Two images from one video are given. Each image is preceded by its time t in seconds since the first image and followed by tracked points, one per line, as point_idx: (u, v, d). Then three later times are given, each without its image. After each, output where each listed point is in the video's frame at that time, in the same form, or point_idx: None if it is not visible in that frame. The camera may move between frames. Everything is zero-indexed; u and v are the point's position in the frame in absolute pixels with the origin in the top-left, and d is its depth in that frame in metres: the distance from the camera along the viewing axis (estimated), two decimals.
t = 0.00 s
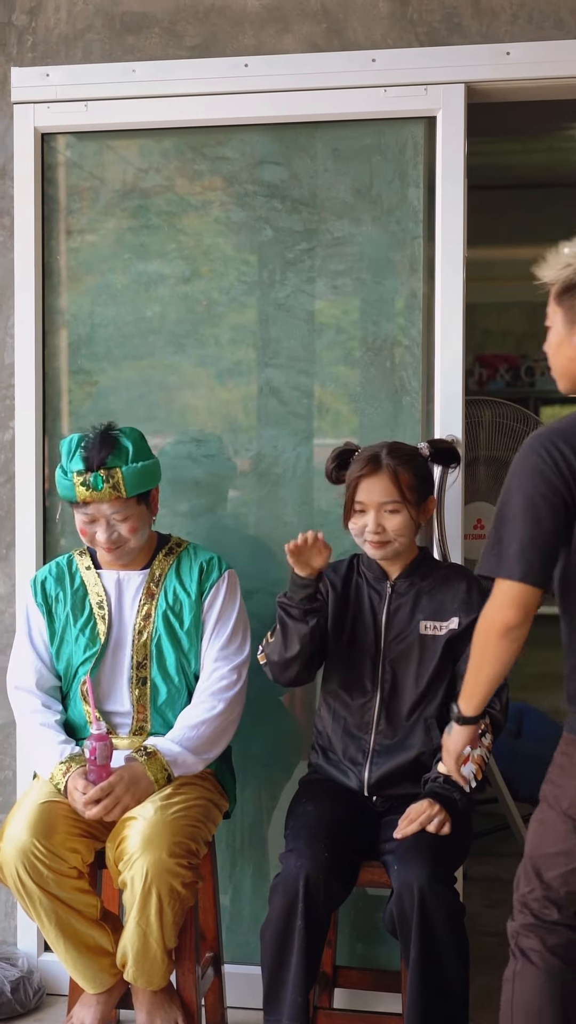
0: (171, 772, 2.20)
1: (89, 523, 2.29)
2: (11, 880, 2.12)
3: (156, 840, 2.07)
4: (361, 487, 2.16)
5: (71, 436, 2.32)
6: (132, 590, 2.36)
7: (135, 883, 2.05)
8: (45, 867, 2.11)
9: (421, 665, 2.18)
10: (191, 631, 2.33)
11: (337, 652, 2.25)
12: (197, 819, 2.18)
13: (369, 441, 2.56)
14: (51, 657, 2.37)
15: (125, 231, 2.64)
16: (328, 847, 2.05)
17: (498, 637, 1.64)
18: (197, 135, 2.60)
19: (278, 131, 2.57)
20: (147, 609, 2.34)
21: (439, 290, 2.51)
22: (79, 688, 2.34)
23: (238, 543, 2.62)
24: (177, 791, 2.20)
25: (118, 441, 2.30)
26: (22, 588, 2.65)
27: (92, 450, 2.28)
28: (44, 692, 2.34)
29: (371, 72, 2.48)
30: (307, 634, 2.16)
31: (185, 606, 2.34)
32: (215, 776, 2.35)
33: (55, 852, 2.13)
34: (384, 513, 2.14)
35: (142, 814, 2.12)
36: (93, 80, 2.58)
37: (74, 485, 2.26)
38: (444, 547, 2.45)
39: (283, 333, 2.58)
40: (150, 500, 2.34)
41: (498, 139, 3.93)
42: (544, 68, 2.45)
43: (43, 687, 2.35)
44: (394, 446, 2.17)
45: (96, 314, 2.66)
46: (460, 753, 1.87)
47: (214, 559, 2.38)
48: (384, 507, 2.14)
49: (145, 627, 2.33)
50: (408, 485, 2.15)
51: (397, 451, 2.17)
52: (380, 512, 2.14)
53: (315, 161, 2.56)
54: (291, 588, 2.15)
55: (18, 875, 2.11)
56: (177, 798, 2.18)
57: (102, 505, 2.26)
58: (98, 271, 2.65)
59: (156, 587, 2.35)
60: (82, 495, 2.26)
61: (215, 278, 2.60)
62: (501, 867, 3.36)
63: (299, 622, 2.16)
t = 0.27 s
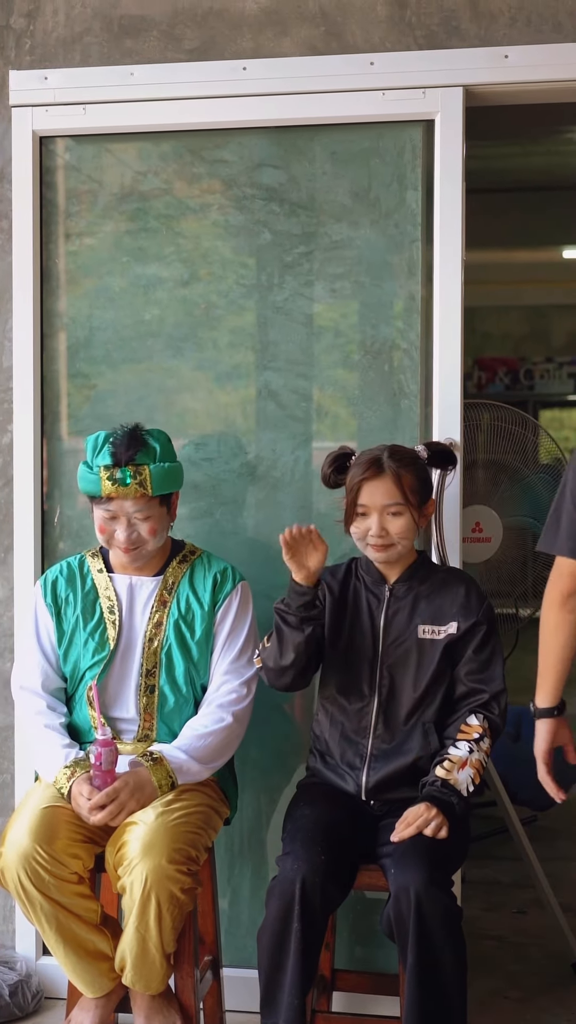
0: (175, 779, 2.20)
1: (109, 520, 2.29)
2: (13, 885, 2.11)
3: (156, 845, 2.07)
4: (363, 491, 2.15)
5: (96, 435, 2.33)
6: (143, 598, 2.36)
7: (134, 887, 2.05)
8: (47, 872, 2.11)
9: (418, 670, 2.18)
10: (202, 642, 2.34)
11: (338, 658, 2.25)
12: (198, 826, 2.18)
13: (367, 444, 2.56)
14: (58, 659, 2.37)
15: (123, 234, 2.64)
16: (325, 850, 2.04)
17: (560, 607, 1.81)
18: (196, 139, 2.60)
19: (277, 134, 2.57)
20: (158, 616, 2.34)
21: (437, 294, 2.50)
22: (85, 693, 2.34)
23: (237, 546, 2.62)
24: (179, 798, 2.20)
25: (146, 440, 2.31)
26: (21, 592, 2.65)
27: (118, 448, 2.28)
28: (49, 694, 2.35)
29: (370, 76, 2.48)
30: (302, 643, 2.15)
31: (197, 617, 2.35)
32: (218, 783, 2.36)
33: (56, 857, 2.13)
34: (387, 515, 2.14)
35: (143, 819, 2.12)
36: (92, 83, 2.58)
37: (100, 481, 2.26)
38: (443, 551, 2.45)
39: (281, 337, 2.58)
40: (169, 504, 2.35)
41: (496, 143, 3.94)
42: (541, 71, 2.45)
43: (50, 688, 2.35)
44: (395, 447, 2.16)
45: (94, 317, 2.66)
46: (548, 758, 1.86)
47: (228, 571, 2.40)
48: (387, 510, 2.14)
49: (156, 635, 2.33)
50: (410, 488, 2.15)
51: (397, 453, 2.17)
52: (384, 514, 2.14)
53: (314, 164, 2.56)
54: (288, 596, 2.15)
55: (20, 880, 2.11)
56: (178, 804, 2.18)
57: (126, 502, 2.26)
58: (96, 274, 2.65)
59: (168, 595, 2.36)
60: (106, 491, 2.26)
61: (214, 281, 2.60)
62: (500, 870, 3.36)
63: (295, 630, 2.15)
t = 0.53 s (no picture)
0: (179, 783, 2.20)
1: (120, 512, 2.28)
2: (14, 887, 2.12)
3: (160, 848, 2.08)
4: (364, 494, 2.16)
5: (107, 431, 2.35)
6: (148, 601, 2.37)
7: (137, 890, 2.05)
8: (49, 874, 2.12)
9: (418, 673, 2.19)
10: (206, 646, 2.35)
11: (339, 661, 2.26)
12: (200, 829, 2.18)
13: (367, 448, 2.56)
14: (61, 661, 2.38)
15: (123, 238, 2.64)
16: (326, 853, 2.05)
17: None
18: (195, 143, 2.60)
19: (276, 139, 2.57)
20: (163, 620, 2.35)
21: (436, 297, 2.51)
22: (89, 696, 2.34)
23: (237, 549, 2.62)
24: (180, 802, 2.20)
25: (159, 436, 2.34)
26: (21, 595, 2.66)
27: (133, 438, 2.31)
28: (52, 695, 2.35)
29: (369, 80, 2.48)
30: (311, 637, 2.14)
31: (202, 621, 2.36)
32: (220, 789, 2.36)
33: (58, 860, 2.13)
34: (388, 516, 2.15)
35: (146, 822, 2.12)
36: (91, 88, 2.58)
37: (115, 467, 2.27)
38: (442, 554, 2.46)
39: (280, 341, 2.58)
40: (177, 503, 2.36)
41: (496, 146, 3.95)
42: (538, 76, 2.45)
43: (52, 690, 2.35)
44: (395, 448, 2.17)
45: (94, 321, 2.66)
46: None
47: (233, 576, 2.41)
48: (388, 512, 2.14)
49: (161, 639, 2.34)
50: (410, 489, 2.15)
51: (396, 454, 2.17)
52: (385, 515, 2.15)
53: (313, 168, 2.56)
54: (293, 589, 2.16)
55: (22, 881, 2.11)
56: (181, 806, 2.19)
57: (139, 490, 2.27)
58: (96, 278, 2.66)
59: (174, 598, 2.37)
60: (120, 478, 2.26)
61: (213, 285, 2.61)
62: (499, 872, 3.36)
63: (302, 624, 2.16)
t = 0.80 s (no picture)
0: (174, 782, 2.20)
1: (120, 504, 2.29)
2: (11, 887, 2.12)
3: (154, 848, 2.08)
4: (362, 494, 2.16)
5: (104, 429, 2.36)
6: (144, 600, 2.38)
7: (132, 889, 2.06)
8: (45, 874, 2.12)
9: (417, 675, 2.19)
10: (201, 645, 2.35)
11: (337, 662, 2.27)
12: (196, 829, 2.19)
13: (365, 448, 2.57)
14: (58, 660, 2.39)
15: (121, 239, 2.65)
16: (323, 853, 2.05)
17: None
18: (193, 144, 2.61)
19: (274, 140, 2.58)
20: (159, 618, 2.36)
21: (433, 299, 2.51)
22: (85, 695, 2.34)
23: (234, 550, 2.62)
24: (177, 802, 2.20)
25: (157, 433, 2.35)
26: (19, 596, 2.66)
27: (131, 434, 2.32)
28: (49, 695, 2.36)
29: (367, 82, 2.49)
30: (305, 648, 2.15)
31: (197, 620, 2.36)
32: (217, 789, 2.37)
33: (54, 860, 2.13)
34: (386, 517, 2.15)
35: (142, 822, 2.12)
36: (89, 89, 2.59)
37: (115, 459, 2.27)
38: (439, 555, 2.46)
39: (278, 342, 2.59)
40: (175, 498, 2.37)
41: (494, 148, 3.96)
42: (535, 78, 2.46)
43: (50, 689, 2.36)
44: (393, 450, 2.17)
45: (92, 322, 2.66)
46: None
47: (229, 574, 2.41)
48: (386, 513, 2.15)
49: (155, 637, 2.34)
50: (409, 490, 2.16)
51: (395, 456, 2.17)
52: (383, 516, 2.15)
53: (311, 170, 2.57)
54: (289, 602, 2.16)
55: (18, 882, 2.12)
56: (177, 806, 2.19)
57: (139, 480, 2.28)
58: (94, 279, 2.66)
59: (169, 598, 2.37)
60: (120, 469, 2.27)
61: (211, 286, 2.61)
62: (498, 873, 3.36)
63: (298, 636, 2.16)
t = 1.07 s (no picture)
0: (170, 780, 2.21)
1: (115, 497, 2.29)
2: (8, 886, 2.12)
3: (151, 846, 2.08)
4: (357, 493, 2.16)
5: (95, 428, 2.37)
6: (138, 597, 2.38)
7: (128, 887, 2.06)
8: (42, 873, 2.12)
9: (413, 674, 2.19)
10: (196, 642, 2.36)
11: (333, 660, 2.27)
12: (192, 827, 2.19)
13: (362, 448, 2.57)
14: (54, 659, 2.39)
15: (118, 239, 2.65)
16: (319, 852, 2.06)
17: None
18: (190, 144, 2.61)
19: (271, 140, 2.58)
20: (153, 615, 2.36)
21: (431, 299, 2.52)
22: (80, 694, 2.35)
23: (231, 549, 2.63)
24: (173, 800, 2.21)
25: (148, 430, 2.37)
26: (16, 595, 2.66)
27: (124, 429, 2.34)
28: (45, 693, 2.36)
29: (364, 82, 2.49)
30: (306, 640, 2.14)
31: (191, 617, 2.36)
32: (213, 786, 2.38)
33: (51, 858, 2.14)
34: (381, 517, 2.15)
35: (137, 820, 2.13)
36: (87, 88, 2.59)
37: (110, 451, 2.28)
38: (436, 555, 2.46)
39: (275, 342, 2.59)
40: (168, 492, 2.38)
41: (490, 148, 3.97)
42: (532, 79, 2.47)
43: (45, 688, 2.37)
44: (389, 449, 2.17)
45: (90, 322, 2.67)
46: None
47: (222, 572, 2.41)
48: (381, 513, 2.15)
49: (150, 634, 2.35)
50: (404, 490, 2.16)
51: (391, 456, 2.17)
52: (378, 515, 2.15)
53: (308, 170, 2.57)
54: (287, 599, 2.15)
55: (15, 880, 2.12)
56: (173, 804, 2.19)
57: (134, 472, 2.29)
58: (91, 279, 2.66)
59: (163, 595, 2.37)
60: (116, 461, 2.28)
61: (209, 286, 2.61)
62: (494, 872, 3.37)
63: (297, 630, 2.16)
